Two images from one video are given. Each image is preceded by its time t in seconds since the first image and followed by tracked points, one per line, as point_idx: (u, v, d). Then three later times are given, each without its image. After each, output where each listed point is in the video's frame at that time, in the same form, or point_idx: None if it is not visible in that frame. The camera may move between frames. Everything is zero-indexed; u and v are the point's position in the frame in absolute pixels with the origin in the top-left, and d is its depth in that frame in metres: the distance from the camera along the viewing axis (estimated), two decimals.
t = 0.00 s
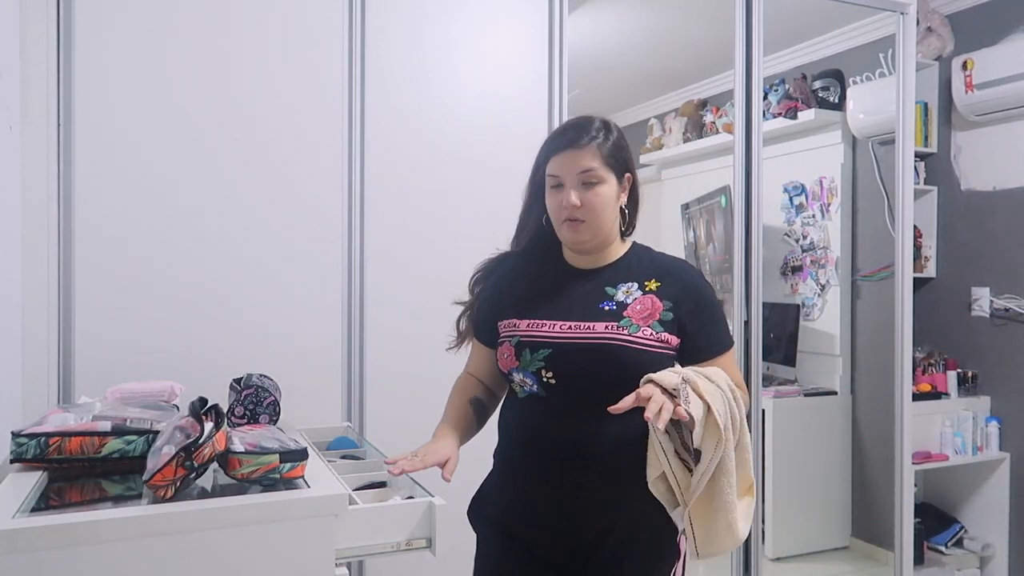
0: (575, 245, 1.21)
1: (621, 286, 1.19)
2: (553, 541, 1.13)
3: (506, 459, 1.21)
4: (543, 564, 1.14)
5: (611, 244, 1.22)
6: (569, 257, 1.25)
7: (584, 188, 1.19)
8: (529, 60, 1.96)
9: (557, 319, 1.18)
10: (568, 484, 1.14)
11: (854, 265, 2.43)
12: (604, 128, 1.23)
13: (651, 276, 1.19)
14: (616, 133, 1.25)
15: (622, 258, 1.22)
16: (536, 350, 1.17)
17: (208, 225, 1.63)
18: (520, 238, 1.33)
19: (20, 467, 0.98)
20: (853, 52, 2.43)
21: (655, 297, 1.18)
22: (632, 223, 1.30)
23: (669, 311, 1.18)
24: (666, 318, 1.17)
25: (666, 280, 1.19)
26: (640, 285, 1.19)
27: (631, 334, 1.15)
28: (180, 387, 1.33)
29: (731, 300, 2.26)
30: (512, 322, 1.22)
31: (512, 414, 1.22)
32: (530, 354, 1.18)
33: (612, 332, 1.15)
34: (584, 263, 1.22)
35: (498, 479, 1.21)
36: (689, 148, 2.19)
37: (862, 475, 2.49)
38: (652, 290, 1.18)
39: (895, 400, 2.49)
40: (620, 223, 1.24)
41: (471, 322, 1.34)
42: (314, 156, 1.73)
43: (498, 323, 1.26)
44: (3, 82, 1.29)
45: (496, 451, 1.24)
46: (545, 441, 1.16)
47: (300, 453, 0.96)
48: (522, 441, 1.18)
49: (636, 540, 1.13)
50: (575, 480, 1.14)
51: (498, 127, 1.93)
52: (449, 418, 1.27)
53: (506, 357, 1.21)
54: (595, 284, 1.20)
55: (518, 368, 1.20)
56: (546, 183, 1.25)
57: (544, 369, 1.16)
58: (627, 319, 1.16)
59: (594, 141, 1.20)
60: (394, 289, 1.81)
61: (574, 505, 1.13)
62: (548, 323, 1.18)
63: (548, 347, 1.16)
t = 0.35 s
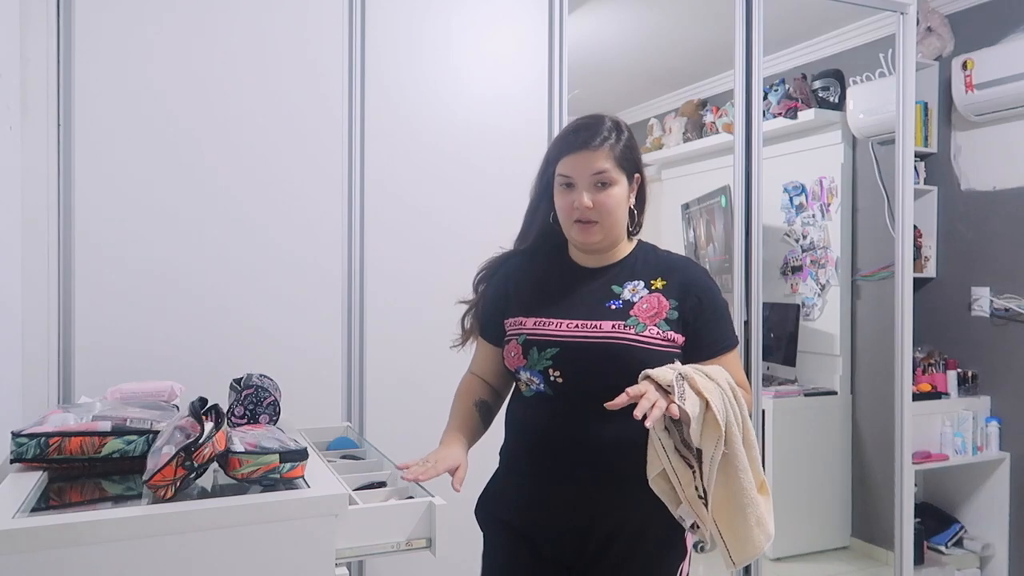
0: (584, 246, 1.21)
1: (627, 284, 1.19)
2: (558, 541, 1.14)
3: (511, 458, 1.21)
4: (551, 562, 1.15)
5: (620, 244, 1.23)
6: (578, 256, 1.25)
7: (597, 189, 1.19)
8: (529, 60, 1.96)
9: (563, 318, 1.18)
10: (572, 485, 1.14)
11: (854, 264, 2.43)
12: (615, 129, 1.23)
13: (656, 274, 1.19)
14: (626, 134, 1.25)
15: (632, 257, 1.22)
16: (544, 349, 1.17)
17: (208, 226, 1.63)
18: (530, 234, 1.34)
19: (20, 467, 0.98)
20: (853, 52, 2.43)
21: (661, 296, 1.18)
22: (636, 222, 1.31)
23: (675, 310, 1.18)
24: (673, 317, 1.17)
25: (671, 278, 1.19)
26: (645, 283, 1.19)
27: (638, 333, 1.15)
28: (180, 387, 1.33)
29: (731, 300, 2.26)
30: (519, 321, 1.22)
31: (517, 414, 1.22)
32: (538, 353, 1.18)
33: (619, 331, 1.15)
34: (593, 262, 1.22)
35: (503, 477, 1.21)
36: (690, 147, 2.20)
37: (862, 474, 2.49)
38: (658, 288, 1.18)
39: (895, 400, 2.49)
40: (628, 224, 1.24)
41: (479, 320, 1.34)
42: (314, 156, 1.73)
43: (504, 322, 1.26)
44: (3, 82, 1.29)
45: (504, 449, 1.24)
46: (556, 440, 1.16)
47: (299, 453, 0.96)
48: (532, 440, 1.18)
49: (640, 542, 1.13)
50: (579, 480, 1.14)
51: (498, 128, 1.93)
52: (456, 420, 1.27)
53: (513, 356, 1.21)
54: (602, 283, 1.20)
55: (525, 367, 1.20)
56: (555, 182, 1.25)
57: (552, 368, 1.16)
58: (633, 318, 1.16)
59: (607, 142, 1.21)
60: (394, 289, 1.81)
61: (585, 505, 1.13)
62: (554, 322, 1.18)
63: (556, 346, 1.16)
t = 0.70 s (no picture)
0: (602, 249, 1.19)
1: (640, 288, 1.19)
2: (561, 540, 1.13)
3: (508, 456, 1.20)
4: (555, 561, 1.14)
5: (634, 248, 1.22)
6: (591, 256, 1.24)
7: (622, 195, 1.17)
8: (529, 60, 1.95)
9: (577, 319, 1.17)
10: (575, 484, 1.14)
11: (854, 264, 2.43)
12: (642, 134, 1.21)
13: (669, 280, 1.20)
14: (652, 139, 1.23)
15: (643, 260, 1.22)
16: (557, 349, 1.16)
17: (208, 226, 1.63)
18: (543, 231, 1.28)
19: (20, 467, 0.98)
20: (853, 52, 2.43)
21: (675, 303, 1.19)
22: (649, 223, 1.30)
23: (688, 316, 1.19)
24: (686, 324, 1.18)
25: (684, 285, 1.20)
26: (658, 289, 1.19)
27: (653, 338, 1.16)
28: (180, 387, 1.33)
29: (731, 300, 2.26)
30: (529, 316, 1.20)
31: (517, 411, 1.22)
32: (550, 352, 1.17)
33: (635, 335, 1.15)
34: (607, 264, 1.21)
35: (499, 476, 1.21)
36: (690, 147, 2.20)
37: (861, 474, 2.49)
38: (672, 294, 1.19)
39: (894, 400, 2.49)
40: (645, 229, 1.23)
41: (478, 308, 1.30)
42: (314, 157, 1.73)
43: (509, 318, 1.24)
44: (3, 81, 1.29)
45: (500, 447, 1.24)
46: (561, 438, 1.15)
47: (300, 453, 0.96)
48: (534, 438, 1.18)
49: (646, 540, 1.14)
50: (582, 478, 1.14)
51: (497, 128, 1.92)
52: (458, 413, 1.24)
53: (523, 352, 1.20)
54: (610, 285, 1.20)
55: (535, 364, 1.18)
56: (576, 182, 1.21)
57: (564, 368, 1.16)
58: (648, 322, 1.17)
59: (635, 148, 1.18)
60: (394, 289, 1.81)
61: (592, 503, 1.13)
62: (567, 322, 1.17)
63: (570, 346, 1.15)
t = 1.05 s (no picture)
0: (603, 249, 1.19)
1: (640, 288, 1.19)
2: (566, 542, 1.14)
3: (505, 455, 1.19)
4: (558, 561, 1.14)
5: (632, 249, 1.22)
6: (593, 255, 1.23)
7: (625, 197, 1.17)
8: (529, 60, 1.95)
9: (582, 320, 1.16)
10: (579, 484, 1.14)
11: (854, 264, 2.44)
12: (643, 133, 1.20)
13: (668, 280, 1.21)
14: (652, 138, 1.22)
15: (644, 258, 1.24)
16: (564, 350, 1.15)
17: (208, 226, 1.63)
18: (541, 231, 1.25)
19: (20, 467, 0.98)
20: (853, 52, 2.43)
21: (675, 302, 1.19)
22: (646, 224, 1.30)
23: (688, 316, 1.20)
24: (687, 324, 1.19)
25: (683, 286, 1.21)
26: (658, 289, 1.20)
27: (658, 338, 1.16)
28: (180, 388, 1.33)
29: (731, 300, 2.25)
30: (532, 319, 1.17)
31: (512, 410, 1.20)
32: (557, 354, 1.15)
33: (641, 336, 1.16)
34: (606, 265, 1.21)
35: (497, 475, 1.20)
36: (689, 147, 2.20)
37: (860, 474, 2.50)
38: (672, 294, 1.20)
39: (895, 400, 2.46)
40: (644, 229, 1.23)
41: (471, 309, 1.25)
42: (313, 157, 1.73)
43: (507, 320, 1.20)
44: (3, 81, 1.29)
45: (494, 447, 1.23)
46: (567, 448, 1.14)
47: (300, 453, 0.96)
48: (533, 438, 1.16)
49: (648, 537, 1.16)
50: (585, 478, 1.14)
51: (497, 127, 1.92)
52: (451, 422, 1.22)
53: (527, 355, 1.16)
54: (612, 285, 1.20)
55: (540, 367, 1.16)
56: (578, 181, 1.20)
57: (571, 370, 1.14)
58: (651, 323, 1.17)
59: (638, 149, 1.17)
60: (394, 289, 1.81)
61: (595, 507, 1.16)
62: (572, 323, 1.16)
63: (577, 347, 1.14)
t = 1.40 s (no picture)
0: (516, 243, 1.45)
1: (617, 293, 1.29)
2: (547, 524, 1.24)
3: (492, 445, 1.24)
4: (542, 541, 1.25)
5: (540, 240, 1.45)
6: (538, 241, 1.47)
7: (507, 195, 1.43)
8: (529, 60, 1.95)
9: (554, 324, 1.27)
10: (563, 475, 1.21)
11: (854, 264, 2.43)
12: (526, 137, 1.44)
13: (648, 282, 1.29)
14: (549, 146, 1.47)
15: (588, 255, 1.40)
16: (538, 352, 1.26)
17: (207, 226, 1.63)
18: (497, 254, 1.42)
19: (20, 467, 0.98)
20: (853, 52, 2.43)
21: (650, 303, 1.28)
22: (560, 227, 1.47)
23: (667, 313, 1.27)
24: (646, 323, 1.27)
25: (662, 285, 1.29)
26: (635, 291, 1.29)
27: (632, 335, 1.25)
28: (180, 387, 1.34)
29: (731, 300, 2.23)
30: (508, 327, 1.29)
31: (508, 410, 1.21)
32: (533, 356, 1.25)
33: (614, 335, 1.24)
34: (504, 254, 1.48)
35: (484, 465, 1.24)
36: (690, 147, 2.24)
37: (861, 475, 2.50)
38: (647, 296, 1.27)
39: (895, 399, 2.48)
40: (540, 226, 1.45)
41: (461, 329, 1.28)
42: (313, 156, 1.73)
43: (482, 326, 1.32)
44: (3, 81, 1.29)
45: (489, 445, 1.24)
46: (556, 465, 1.17)
47: (299, 453, 0.96)
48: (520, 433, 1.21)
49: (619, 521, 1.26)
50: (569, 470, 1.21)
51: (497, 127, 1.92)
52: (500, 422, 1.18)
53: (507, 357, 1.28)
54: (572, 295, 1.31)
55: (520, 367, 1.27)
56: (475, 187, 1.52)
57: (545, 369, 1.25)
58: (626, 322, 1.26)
59: (514, 155, 1.42)
60: (394, 289, 1.81)
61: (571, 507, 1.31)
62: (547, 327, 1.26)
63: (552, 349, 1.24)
